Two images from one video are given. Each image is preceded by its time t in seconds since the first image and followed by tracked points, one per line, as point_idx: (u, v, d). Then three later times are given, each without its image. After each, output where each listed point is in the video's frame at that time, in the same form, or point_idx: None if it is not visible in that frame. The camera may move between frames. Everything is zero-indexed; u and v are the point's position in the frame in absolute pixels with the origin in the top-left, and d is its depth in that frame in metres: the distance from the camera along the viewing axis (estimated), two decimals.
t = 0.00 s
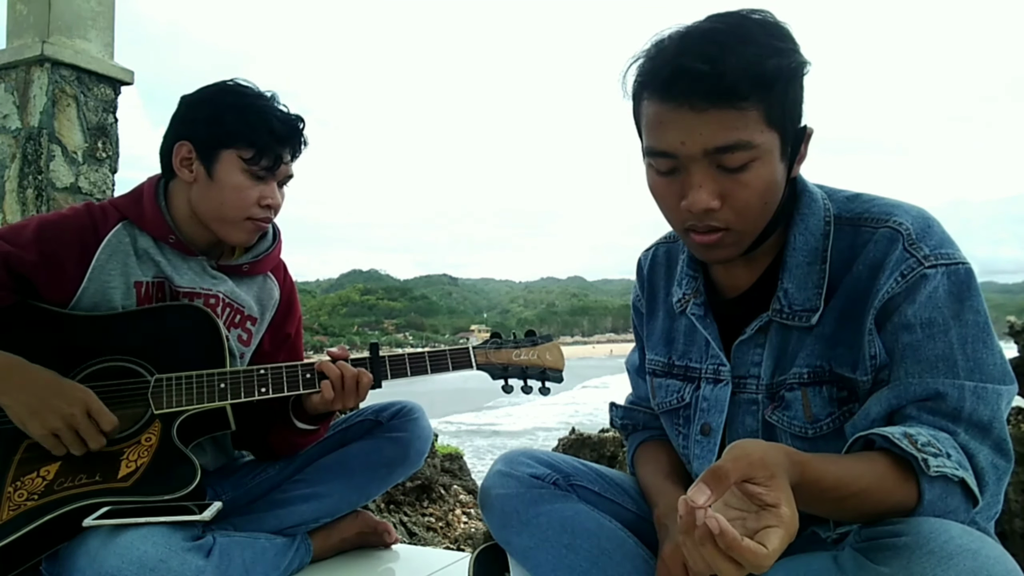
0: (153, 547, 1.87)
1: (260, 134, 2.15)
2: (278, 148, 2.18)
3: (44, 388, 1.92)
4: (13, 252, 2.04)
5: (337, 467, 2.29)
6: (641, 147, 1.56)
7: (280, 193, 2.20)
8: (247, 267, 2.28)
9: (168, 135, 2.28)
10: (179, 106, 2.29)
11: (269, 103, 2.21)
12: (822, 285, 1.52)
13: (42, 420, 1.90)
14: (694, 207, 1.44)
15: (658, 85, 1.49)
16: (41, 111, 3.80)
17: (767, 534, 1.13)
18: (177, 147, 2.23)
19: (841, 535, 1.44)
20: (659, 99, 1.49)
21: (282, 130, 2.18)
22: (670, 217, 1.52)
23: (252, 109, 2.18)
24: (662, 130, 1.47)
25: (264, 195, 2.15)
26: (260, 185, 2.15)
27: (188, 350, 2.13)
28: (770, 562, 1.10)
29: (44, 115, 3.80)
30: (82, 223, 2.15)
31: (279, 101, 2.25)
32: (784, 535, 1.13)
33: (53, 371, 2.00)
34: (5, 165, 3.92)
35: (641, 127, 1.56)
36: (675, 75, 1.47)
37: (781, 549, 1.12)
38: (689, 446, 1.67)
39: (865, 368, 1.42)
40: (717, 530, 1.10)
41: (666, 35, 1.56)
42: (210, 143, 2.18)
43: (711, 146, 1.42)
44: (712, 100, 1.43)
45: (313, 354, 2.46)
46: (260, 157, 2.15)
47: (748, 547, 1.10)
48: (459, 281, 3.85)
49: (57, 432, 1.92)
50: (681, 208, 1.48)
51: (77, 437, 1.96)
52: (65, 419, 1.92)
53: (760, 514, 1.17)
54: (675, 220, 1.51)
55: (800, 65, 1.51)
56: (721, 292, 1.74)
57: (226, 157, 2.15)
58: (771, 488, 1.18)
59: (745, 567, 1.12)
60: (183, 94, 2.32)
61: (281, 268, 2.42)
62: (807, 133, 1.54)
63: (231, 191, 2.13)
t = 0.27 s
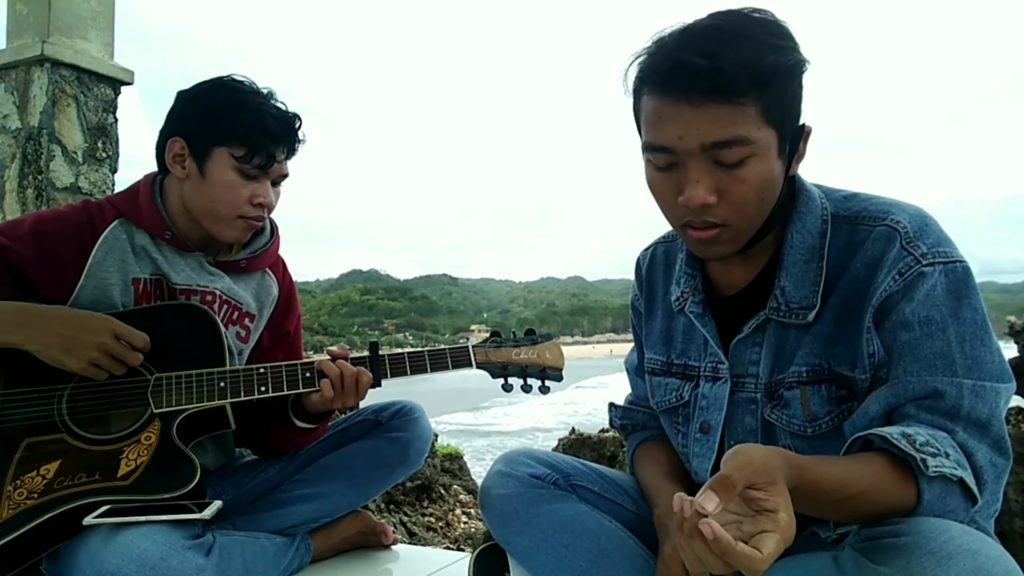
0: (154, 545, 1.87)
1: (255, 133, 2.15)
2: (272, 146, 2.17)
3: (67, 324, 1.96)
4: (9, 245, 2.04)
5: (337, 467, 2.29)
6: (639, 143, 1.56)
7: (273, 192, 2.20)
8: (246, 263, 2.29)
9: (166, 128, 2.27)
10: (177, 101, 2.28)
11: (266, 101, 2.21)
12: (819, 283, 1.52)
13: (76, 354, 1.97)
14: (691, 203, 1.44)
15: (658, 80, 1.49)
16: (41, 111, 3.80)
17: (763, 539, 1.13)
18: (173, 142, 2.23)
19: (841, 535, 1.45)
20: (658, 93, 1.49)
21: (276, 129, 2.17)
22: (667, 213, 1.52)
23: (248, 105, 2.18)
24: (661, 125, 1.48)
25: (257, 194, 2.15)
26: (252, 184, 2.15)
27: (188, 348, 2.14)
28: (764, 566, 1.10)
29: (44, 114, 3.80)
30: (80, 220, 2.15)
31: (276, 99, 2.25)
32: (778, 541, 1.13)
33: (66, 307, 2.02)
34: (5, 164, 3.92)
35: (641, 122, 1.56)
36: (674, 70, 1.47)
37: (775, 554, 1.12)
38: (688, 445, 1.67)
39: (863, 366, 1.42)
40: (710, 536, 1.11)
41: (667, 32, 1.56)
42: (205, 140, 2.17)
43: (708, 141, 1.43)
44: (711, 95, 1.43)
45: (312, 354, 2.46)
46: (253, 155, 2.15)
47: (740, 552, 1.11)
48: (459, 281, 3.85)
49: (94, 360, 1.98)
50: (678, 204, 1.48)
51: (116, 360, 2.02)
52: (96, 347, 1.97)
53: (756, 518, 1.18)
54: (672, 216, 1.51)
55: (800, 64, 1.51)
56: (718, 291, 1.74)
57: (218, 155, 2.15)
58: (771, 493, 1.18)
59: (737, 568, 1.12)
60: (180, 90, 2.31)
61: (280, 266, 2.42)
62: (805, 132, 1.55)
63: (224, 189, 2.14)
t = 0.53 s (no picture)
0: (154, 546, 1.87)
1: (258, 138, 2.15)
2: (276, 152, 2.17)
3: (41, 391, 1.94)
4: (11, 252, 2.03)
5: (337, 467, 2.29)
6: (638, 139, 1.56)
7: (277, 197, 2.20)
8: (246, 267, 2.29)
9: (168, 134, 2.28)
10: (178, 105, 2.29)
11: (269, 105, 2.21)
12: (817, 284, 1.53)
13: (32, 422, 1.89)
14: (688, 200, 1.44)
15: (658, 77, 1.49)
16: (40, 111, 3.80)
17: (767, 537, 1.13)
18: (175, 148, 2.23)
19: (841, 535, 1.44)
20: (657, 90, 1.49)
21: (279, 135, 2.17)
22: (664, 210, 1.52)
23: (253, 111, 2.18)
24: (659, 122, 1.47)
25: (261, 200, 2.15)
26: (256, 189, 2.15)
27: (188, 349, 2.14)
28: (769, 564, 1.10)
29: (44, 114, 3.79)
30: (81, 223, 2.15)
31: (280, 103, 2.26)
32: (782, 539, 1.13)
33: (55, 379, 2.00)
34: (5, 165, 3.92)
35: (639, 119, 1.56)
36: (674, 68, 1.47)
37: (780, 552, 1.12)
38: (688, 445, 1.67)
39: (861, 367, 1.42)
40: (717, 533, 1.10)
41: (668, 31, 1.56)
42: (208, 144, 2.17)
43: (706, 139, 1.43)
44: (711, 93, 1.43)
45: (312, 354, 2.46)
46: (257, 161, 2.14)
47: (748, 549, 1.10)
48: (459, 281, 3.85)
49: (45, 435, 1.90)
50: (674, 201, 1.48)
51: (64, 445, 1.93)
52: (54, 425, 1.90)
53: (759, 516, 1.17)
54: (668, 213, 1.51)
55: (800, 64, 1.51)
56: (717, 292, 1.74)
57: (221, 160, 2.14)
58: (774, 491, 1.18)
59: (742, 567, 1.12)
60: (183, 95, 2.32)
61: (280, 267, 2.42)
62: (803, 133, 1.55)
63: (226, 196, 2.13)
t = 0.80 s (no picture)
0: (154, 546, 1.88)
1: (257, 139, 2.15)
2: (276, 153, 2.17)
3: (62, 329, 1.96)
4: (9, 249, 2.05)
5: (337, 467, 2.29)
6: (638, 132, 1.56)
7: (277, 198, 2.20)
8: (247, 267, 2.29)
9: (168, 135, 2.28)
10: (178, 106, 2.29)
11: (268, 105, 2.21)
12: (816, 284, 1.53)
13: (71, 360, 1.96)
14: (686, 191, 1.44)
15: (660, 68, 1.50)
16: (41, 111, 3.80)
17: (767, 536, 1.13)
18: (175, 150, 2.23)
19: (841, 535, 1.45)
20: (659, 81, 1.49)
21: (278, 135, 2.17)
22: (661, 203, 1.52)
23: (253, 112, 2.18)
24: (660, 112, 1.48)
25: (260, 201, 2.15)
26: (255, 190, 2.15)
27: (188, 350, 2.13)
28: (769, 564, 1.10)
29: (44, 114, 3.79)
30: (81, 222, 2.15)
31: (280, 103, 2.26)
32: (783, 540, 1.13)
33: (63, 313, 2.01)
34: (5, 164, 3.92)
35: (641, 111, 1.56)
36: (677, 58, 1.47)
37: (780, 553, 1.11)
38: (688, 445, 1.67)
39: (860, 367, 1.43)
40: (718, 527, 1.09)
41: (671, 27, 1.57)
42: (208, 144, 2.17)
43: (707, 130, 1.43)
44: (713, 84, 1.43)
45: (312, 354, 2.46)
46: (256, 162, 2.14)
47: (748, 548, 1.09)
48: (459, 281, 3.85)
49: (90, 367, 1.98)
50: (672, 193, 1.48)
51: (110, 368, 2.01)
52: (93, 354, 1.97)
53: (761, 516, 1.17)
54: (665, 205, 1.51)
55: (801, 63, 1.52)
56: (717, 292, 1.74)
57: (221, 161, 2.15)
58: (778, 494, 1.18)
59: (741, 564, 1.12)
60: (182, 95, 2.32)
61: (281, 267, 2.42)
62: (802, 133, 1.55)
63: (225, 198, 2.13)
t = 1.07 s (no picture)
0: (154, 545, 1.87)
1: (258, 135, 2.15)
2: (277, 148, 2.17)
3: (54, 373, 1.93)
4: (14, 248, 2.03)
5: (337, 467, 2.29)
6: (653, 115, 1.58)
7: (278, 193, 2.20)
8: (251, 261, 2.29)
9: (168, 133, 2.28)
10: (179, 104, 2.29)
11: (269, 101, 2.21)
12: (813, 284, 1.53)
13: (47, 401, 1.89)
14: (701, 171, 1.45)
15: (678, 52, 1.53)
16: (40, 111, 3.80)
17: (768, 539, 1.12)
18: (175, 145, 2.23)
19: (841, 535, 1.45)
20: (678, 64, 1.53)
21: (279, 130, 2.17)
22: (672, 186, 1.53)
23: (252, 106, 2.19)
24: (679, 92, 1.51)
25: (262, 195, 2.15)
26: (257, 185, 2.15)
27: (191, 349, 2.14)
28: (770, 566, 1.09)
29: (44, 114, 3.79)
30: (84, 220, 2.15)
31: (280, 99, 2.25)
32: (783, 542, 1.12)
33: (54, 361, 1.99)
34: (5, 164, 3.92)
35: (654, 96, 1.59)
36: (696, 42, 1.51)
37: (781, 555, 1.11)
38: (687, 444, 1.67)
39: (858, 366, 1.43)
40: (720, 528, 1.09)
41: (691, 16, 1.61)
42: (209, 140, 2.17)
43: (726, 110, 1.46)
44: (733, 66, 1.47)
45: (309, 354, 2.45)
46: (257, 157, 2.15)
47: (749, 550, 1.09)
48: (459, 281, 3.85)
49: (60, 415, 1.91)
50: (685, 173, 1.49)
51: (79, 426, 1.94)
52: (71, 403, 1.92)
53: (762, 518, 1.16)
54: (677, 188, 1.52)
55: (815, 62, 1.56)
56: (717, 292, 1.74)
57: (222, 156, 2.15)
58: (779, 497, 1.18)
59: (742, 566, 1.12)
60: (181, 94, 2.31)
61: (283, 262, 2.42)
62: (809, 132, 1.56)
63: (228, 191, 2.13)
